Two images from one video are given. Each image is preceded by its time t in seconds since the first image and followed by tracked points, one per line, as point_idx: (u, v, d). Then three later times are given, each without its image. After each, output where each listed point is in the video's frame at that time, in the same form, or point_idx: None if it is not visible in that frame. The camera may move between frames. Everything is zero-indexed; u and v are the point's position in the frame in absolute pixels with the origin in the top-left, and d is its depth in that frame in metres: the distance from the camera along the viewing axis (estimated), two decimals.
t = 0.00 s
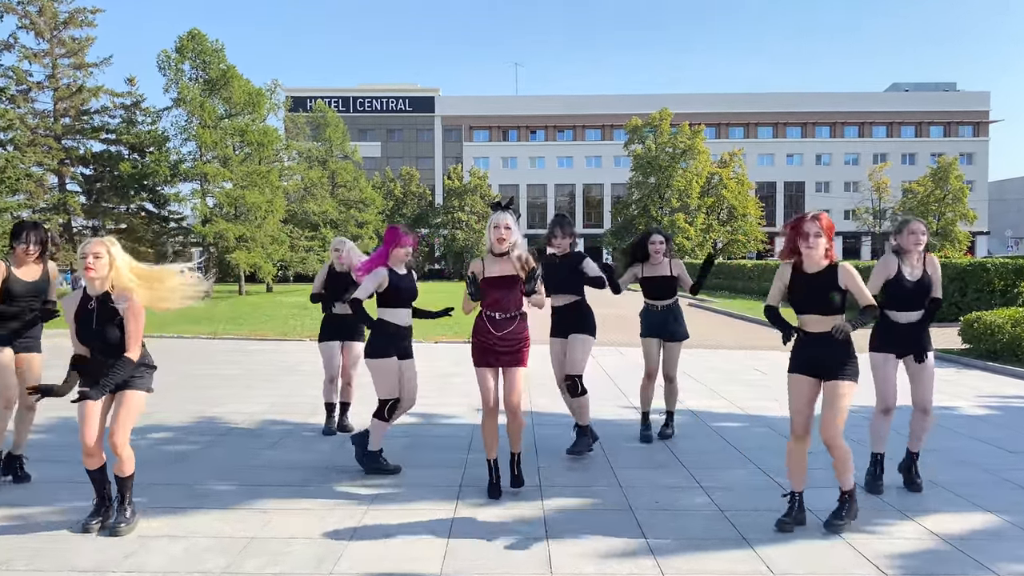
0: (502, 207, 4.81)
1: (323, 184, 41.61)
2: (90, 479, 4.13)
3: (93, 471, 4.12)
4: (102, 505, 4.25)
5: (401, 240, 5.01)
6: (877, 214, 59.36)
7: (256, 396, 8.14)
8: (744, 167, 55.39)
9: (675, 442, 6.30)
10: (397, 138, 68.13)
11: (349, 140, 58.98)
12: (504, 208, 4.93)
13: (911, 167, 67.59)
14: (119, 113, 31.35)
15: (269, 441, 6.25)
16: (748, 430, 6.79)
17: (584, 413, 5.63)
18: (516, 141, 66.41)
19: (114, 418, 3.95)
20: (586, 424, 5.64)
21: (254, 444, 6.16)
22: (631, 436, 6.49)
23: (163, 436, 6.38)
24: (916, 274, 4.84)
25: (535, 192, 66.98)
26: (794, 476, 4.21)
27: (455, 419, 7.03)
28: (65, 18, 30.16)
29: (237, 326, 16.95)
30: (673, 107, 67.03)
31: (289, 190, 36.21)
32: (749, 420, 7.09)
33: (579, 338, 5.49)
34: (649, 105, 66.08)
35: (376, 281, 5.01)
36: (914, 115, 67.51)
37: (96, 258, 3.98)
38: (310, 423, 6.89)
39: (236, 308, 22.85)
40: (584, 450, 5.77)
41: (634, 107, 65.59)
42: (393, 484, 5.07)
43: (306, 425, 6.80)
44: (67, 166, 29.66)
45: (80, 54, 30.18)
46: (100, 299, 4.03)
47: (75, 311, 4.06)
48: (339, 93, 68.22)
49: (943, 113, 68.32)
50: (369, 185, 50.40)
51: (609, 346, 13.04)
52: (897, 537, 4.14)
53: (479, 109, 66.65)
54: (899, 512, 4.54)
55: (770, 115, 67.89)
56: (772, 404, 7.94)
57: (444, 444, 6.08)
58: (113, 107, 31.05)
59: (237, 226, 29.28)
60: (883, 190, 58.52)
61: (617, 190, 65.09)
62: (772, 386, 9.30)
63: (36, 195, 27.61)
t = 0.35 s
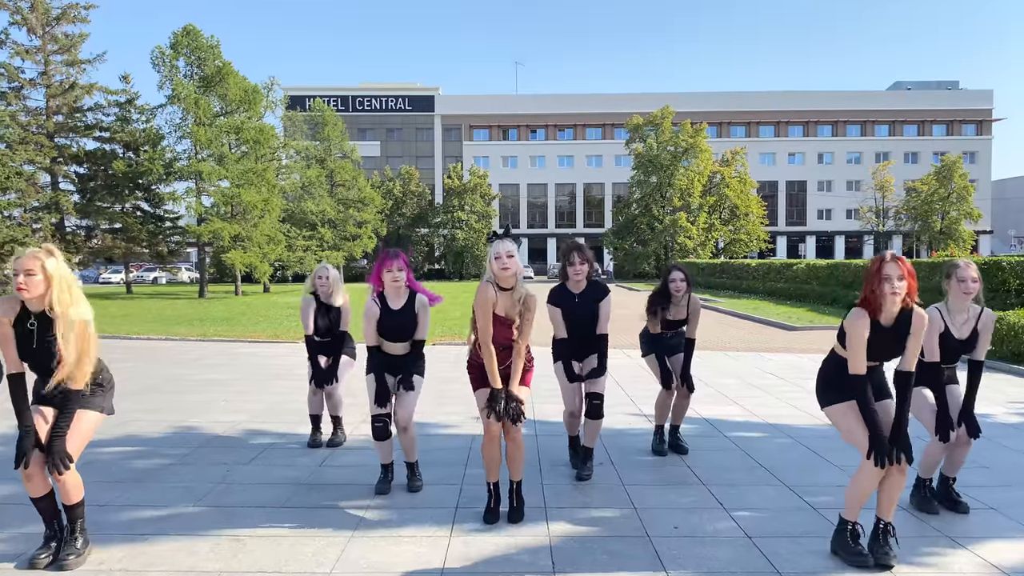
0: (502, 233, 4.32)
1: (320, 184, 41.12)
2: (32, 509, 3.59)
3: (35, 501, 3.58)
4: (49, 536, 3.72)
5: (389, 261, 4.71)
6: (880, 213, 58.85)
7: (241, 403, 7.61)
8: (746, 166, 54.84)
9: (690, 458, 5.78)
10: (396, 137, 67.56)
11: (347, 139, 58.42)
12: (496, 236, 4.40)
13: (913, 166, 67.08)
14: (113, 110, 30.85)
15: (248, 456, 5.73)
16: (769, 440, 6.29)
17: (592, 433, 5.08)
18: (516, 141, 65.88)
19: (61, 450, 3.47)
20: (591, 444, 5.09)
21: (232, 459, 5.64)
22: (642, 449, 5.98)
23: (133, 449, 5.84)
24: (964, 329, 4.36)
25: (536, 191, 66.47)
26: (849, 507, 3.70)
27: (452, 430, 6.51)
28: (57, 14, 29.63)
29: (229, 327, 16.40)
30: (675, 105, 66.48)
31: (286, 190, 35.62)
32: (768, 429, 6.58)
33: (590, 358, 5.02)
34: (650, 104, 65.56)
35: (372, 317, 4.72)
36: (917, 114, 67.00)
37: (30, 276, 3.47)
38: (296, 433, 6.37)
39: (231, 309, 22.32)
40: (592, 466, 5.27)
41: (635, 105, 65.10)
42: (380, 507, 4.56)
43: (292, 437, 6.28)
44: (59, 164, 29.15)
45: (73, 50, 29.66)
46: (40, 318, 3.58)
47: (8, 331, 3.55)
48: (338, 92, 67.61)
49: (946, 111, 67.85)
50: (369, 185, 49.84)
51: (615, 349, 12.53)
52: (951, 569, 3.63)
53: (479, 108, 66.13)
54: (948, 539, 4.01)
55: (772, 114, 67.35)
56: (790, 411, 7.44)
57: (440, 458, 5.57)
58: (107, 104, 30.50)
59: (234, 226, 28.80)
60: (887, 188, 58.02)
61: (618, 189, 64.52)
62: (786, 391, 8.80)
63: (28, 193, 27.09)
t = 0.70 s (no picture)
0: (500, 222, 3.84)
1: (318, 182, 40.61)
2: None
3: None
4: None
5: (375, 262, 4.20)
6: (883, 210, 58.33)
7: (219, 411, 7.09)
8: (748, 163, 54.31)
9: (704, 470, 5.26)
10: (395, 135, 66.98)
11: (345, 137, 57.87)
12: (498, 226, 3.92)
13: (916, 163, 66.51)
14: (106, 106, 30.34)
15: (222, 471, 5.23)
16: (789, 451, 5.79)
17: (594, 447, 4.59)
18: (516, 138, 65.35)
19: None
20: (595, 458, 4.61)
21: (202, 476, 5.14)
22: (651, 459, 5.48)
23: (93, 464, 5.33)
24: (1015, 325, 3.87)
25: (536, 189, 65.95)
26: (900, 545, 3.20)
27: (445, 441, 6.00)
28: (48, 9, 29.11)
29: (219, 328, 15.86)
30: (676, 102, 65.92)
31: (282, 188, 35.12)
32: (786, 439, 6.09)
33: (592, 358, 4.47)
34: (651, 101, 65.00)
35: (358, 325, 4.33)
36: (919, 110, 66.49)
37: None
38: (275, 445, 5.87)
39: (224, 308, 21.81)
40: (597, 484, 4.76)
41: (636, 102, 64.55)
42: (361, 533, 4.06)
43: (270, 449, 5.78)
44: (51, 162, 28.69)
45: (65, 46, 29.18)
46: None
47: None
48: (337, 89, 67.05)
49: (948, 107, 67.32)
50: (367, 183, 49.31)
51: (618, 348, 12.04)
52: None
53: (478, 106, 65.61)
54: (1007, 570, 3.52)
55: (773, 111, 66.80)
56: (807, 418, 6.93)
57: (429, 474, 5.07)
58: (100, 101, 29.97)
59: (229, 224, 28.32)
60: (890, 185, 57.50)
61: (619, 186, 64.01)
62: (801, 394, 8.28)
63: (18, 191, 26.59)
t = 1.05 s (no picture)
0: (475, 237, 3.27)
1: (318, 181, 40.12)
2: None
3: None
4: None
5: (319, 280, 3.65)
6: (889, 208, 57.67)
7: (196, 424, 6.54)
8: (752, 161, 53.73)
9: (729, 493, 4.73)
10: (397, 134, 66.42)
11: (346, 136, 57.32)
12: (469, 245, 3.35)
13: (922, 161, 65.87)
14: (102, 104, 29.80)
15: (191, 494, 4.68)
16: (820, 470, 5.24)
17: (606, 472, 4.06)
18: (518, 137, 64.81)
19: None
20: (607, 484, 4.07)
21: (168, 500, 4.59)
22: (669, 480, 4.94)
23: (47, 487, 4.78)
24: None
25: (538, 188, 65.39)
26: None
27: (440, 457, 5.46)
28: (42, 5, 28.58)
29: (211, 330, 15.31)
30: (680, 100, 65.31)
31: (281, 187, 34.58)
32: (815, 456, 5.54)
33: (602, 374, 4.01)
34: (654, 99, 64.42)
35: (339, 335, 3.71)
36: (925, 107, 65.85)
37: None
38: (252, 463, 5.33)
39: (218, 310, 21.24)
40: (610, 512, 4.22)
41: (639, 100, 63.97)
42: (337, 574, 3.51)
43: (246, 468, 5.23)
44: (44, 160, 28.18)
45: (59, 42, 28.67)
46: None
47: None
48: (338, 88, 66.51)
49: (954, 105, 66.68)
50: (367, 182, 48.72)
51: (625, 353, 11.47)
52: None
53: (479, 104, 65.09)
54: None
55: (778, 109, 66.19)
56: (834, 430, 6.37)
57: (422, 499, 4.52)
58: (96, 98, 29.45)
59: (225, 223, 27.80)
60: (896, 183, 56.85)
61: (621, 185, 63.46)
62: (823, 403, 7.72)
63: (10, 190, 26.08)
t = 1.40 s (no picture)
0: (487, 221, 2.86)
1: (319, 181, 39.59)
2: None
3: None
4: None
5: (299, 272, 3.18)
6: (895, 209, 56.97)
7: (171, 439, 6.00)
8: (757, 162, 53.12)
9: (757, 523, 4.19)
10: (399, 135, 65.90)
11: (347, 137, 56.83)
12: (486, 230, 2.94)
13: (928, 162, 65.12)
14: (98, 104, 29.34)
15: (151, 524, 4.17)
16: (857, 495, 4.67)
17: (616, 505, 3.52)
18: (521, 138, 64.29)
19: None
20: (618, 519, 3.54)
21: (125, 531, 4.06)
22: (688, 508, 4.41)
23: None
24: None
25: (541, 190, 64.80)
26: None
27: (434, 479, 4.95)
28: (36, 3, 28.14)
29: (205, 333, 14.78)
30: (684, 100, 64.74)
31: (281, 188, 34.08)
32: (852, 479, 4.99)
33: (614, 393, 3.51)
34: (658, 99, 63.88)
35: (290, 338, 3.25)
36: (931, 108, 65.20)
37: None
38: (226, 486, 4.80)
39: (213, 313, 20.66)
40: (624, 551, 3.68)
41: (643, 101, 63.43)
42: None
43: (219, 491, 4.71)
44: (39, 161, 27.72)
45: (54, 41, 28.24)
46: None
47: None
48: (340, 89, 66.13)
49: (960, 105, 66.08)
50: (369, 183, 48.15)
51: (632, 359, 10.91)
52: None
53: (482, 105, 64.61)
54: None
55: (782, 110, 65.61)
56: (866, 447, 5.81)
57: (410, 532, 3.98)
58: (92, 98, 28.99)
59: (222, 224, 27.29)
60: (903, 184, 56.17)
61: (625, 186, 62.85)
62: (849, 414, 7.15)
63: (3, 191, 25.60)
